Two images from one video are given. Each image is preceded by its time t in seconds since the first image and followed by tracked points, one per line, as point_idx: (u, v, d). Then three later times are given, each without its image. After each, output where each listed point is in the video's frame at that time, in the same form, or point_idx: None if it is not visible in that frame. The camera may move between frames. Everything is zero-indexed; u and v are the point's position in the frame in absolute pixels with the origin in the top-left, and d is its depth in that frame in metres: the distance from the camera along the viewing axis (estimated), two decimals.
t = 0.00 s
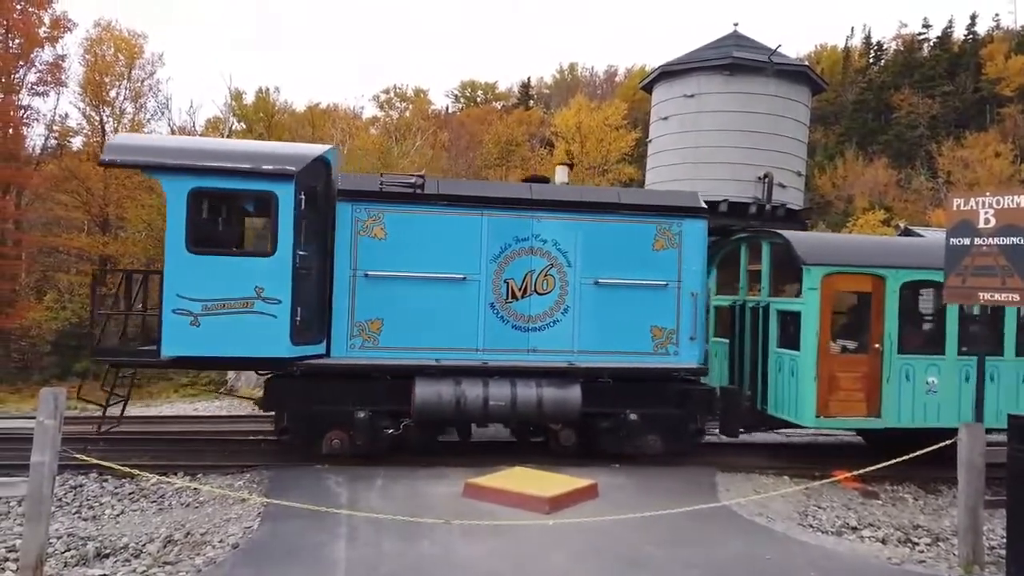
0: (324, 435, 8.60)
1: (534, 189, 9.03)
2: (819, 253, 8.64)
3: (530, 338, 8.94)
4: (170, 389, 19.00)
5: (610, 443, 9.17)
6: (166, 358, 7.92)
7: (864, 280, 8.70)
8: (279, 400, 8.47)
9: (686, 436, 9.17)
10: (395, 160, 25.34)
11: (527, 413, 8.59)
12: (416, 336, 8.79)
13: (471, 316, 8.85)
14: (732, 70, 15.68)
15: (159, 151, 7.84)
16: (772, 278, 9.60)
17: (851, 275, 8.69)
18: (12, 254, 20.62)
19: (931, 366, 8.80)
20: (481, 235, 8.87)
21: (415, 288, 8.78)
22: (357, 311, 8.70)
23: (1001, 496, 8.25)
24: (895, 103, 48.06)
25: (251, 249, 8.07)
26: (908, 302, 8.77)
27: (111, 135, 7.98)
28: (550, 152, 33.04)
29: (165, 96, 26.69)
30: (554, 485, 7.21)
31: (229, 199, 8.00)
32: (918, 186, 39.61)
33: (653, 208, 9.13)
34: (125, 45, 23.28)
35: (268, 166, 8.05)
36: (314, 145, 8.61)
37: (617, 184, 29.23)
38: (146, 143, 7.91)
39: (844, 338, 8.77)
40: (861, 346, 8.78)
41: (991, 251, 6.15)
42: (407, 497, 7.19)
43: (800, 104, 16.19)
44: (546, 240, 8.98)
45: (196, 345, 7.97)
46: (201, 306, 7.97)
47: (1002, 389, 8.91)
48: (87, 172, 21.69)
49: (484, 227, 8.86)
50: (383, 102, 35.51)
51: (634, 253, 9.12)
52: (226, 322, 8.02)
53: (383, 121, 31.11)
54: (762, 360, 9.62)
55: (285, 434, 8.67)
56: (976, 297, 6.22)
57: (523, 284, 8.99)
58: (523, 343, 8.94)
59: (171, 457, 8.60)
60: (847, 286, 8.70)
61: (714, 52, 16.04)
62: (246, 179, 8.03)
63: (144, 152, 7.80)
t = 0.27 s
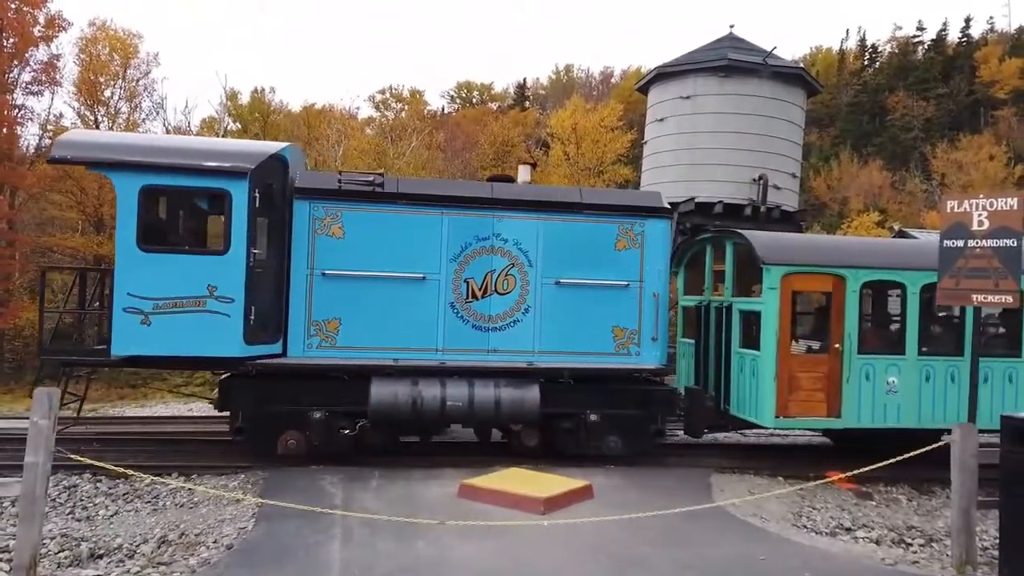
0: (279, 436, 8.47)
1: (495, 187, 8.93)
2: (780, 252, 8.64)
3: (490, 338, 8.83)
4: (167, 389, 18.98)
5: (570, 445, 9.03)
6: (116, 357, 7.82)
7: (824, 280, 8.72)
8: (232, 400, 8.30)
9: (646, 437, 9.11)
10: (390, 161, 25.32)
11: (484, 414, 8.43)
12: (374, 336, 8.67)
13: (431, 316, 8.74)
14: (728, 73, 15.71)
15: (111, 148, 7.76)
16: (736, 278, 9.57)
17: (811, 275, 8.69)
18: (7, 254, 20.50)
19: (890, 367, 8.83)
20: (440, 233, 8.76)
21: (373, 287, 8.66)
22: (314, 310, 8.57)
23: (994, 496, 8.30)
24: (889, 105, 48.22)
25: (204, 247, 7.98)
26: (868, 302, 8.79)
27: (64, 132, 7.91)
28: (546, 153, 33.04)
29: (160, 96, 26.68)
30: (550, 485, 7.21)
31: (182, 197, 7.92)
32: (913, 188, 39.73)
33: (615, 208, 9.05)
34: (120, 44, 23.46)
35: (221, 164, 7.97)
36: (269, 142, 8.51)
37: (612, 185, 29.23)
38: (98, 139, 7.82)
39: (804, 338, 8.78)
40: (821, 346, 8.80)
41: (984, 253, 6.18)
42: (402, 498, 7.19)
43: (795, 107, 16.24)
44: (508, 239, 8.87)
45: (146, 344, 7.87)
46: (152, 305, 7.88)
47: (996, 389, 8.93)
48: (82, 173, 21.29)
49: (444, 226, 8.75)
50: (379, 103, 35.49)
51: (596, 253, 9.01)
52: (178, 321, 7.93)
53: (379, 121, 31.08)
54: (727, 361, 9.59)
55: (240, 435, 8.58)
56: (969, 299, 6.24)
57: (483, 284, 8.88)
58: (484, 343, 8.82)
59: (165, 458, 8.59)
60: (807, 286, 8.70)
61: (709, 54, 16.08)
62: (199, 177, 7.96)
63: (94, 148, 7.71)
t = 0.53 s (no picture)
0: (231, 436, 8.42)
1: (453, 185, 8.84)
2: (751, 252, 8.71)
3: (448, 337, 8.74)
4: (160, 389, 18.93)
5: (527, 445, 8.97)
6: (62, 356, 7.68)
7: (781, 279, 8.77)
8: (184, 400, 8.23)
9: (604, 437, 9.01)
10: (383, 160, 25.27)
11: (438, 414, 8.38)
12: (329, 335, 8.57)
13: (387, 315, 8.65)
14: (720, 73, 15.73)
15: (56, 142, 7.64)
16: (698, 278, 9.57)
17: (768, 274, 8.74)
18: None
19: (848, 366, 8.86)
20: (397, 231, 8.66)
21: (328, 286, 8.56)
22: (267, 309, 8.47)
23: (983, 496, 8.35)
24: (881, 107, 48.43)
25: (153, 244, 7.86)
26: (825, 301, 8.83)
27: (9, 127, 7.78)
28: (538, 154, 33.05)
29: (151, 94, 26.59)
30: (542, 485, 7.22)
31: (131, 194, 7.81)
32: (904, 189, 39.93)
33: (575, 207, 8.99)
34: (111, 41, 23.76)
35: (170, 160, 7.86)
36: (223, 140, 8.46)
37: (605, 185, 29.24)
38: (44, 134, 7.70)
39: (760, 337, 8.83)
40: (780, 344, 8.84)
41: (974, 254, 6.22)
42: (394, 498, 7.19)
43: (787, 108, 16.29)
44: (466, 238, 8.79)
45: (93, 343, 7.73)
46: (98, 302, 7.75)
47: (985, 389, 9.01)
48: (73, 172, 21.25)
49: (401, 224, 8.65)
50: (372, 102, 35.45)
51: (555, 252, 8.96)
52: (125, 319, 7.80)
53: (372, 121, 31.05)
54: (689, 360, 9.58)
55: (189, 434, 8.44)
56: (959, 300, 6.28)
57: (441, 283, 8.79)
58: (441, 343, 8.74)
59: (156, 458, 8.57)
60: (763, 285, 8.74)
61: (702, 55, 16.12)
62: (148, 174, 7.84)
63: (39, 143, 7.59)
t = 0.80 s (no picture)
0: (181, 435, 8.39)
1: (411, 182, 8.84)
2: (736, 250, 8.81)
3: (405, 336, 8.72)
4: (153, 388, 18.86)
5: (485, 445, 8.93)
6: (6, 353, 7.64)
7: (739, 278, 8.82)
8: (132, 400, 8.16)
9: (563, 438, 8.98)
10: (377, 159, 25.23)
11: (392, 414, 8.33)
12: (284, 333, 8.52)
13: (342, 314, 8.61)
14: (713, 74, 15.76)
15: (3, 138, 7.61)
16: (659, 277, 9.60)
17: (725, 272, 8.79)
18: None
19: (806, 365, 8.89)
20: (354, 229, 8.63)
21: (283, 284, 8.51)
22: (220, 307, 8.41)
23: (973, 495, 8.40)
24: (872, 108, 48.66)
25: (101, 241, 7.82)
26: (782, 300, 8.87)
27: None
28: (532, 153, 33.06)
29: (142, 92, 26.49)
30: (534, 485, 7.23)
31: (78, 190, 7.78)
32: (895, 190, 40.14)
33: (534, 205, 9.00)
34: (103, 39, 23.71)
35: (119, 157, 7.85)
36: (175, 134, 8.34)
37: (597, 185, 29.29)
38: None
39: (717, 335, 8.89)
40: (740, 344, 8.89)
41: (964, 254, 6.26)
42: (386, 498, 7.18)
43: (780, 109, 16.35)
44: (423, 236, 8.77)
45: (39, 341, 7.69)
46: (44, 300, 7.70)
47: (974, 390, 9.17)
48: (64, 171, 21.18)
49: (357, 222, 8.62)
50: (365, 102, 35.39)
51: (514, 250, 8.98)
52: (71, 317, 7.75)
53: (365, 120, 31.00)
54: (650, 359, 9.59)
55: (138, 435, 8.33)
56: (949, 300, 6.32)
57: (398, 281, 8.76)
58: (397, 342, 8.71)
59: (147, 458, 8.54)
60: (720, 283, 8.80)
61: (695, 56, 16.16)
62: (97, 170, 7.82)
63: None
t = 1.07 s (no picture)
0: (130, 435, 8.33)
1: (369, 181, 8.84)
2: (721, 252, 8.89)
3: (360, 336, 8.68)
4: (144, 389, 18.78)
5: (440, 445, 8.91)
6: None
7: (695, 276, 8.85)
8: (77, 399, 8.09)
9: (520, 439, 8.99)
10: (369, 160, 25.20)
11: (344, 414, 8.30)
12: (237, 333, 8.45)
13: (296, 313, 8.55)
14: (704, 76, 15.77)
15: None
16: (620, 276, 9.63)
17: (682, 271, 8.82)
18: None
19: (763, 364, 8.92)
20: (308, 228, 8.59)
21: (235, 283, 8.44)
22: (170, 306, 8.31)
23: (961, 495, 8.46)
24: (863, 110, 48.95)
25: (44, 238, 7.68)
26: (739, 299, 8.90)
27: None
28: (524, 154, 33.09)
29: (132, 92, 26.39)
30: (526, 485, 7.24)
31: (21, 185, 7.64)
32: (885, 192, 40.40)
33: (493, 205, 9.00)
34: (92, 38, 23.58)
35: (63, 153, 7.71)
36: (124, 132, 8.29)
37: (589, 187, 29.34)
38: None
39: (673, 334, 8.92)
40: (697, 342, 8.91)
41: (952, 256, 6.30)
42: (377, 499, 7.16)
43: (770, 110, 16.41)
44: (380, 235, 8.75)
45: None
46: None
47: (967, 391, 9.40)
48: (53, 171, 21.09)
49: (311, 220, 8.58)
50: (356, 102, 35.32)
51: (471, 250, 8.97)
52: (13, 316, 7.61)
53: (356, 120, 30.93)
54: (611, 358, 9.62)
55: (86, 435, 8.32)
56: (937, 302, 6.36)
57: (354, 280, 8.73)
58: (353, 342, 8.67)
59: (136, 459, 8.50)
60: (677, 282, 8.82)
61: (686, 58, 16.20)
62: (40, 166, 7.67)
63: None
